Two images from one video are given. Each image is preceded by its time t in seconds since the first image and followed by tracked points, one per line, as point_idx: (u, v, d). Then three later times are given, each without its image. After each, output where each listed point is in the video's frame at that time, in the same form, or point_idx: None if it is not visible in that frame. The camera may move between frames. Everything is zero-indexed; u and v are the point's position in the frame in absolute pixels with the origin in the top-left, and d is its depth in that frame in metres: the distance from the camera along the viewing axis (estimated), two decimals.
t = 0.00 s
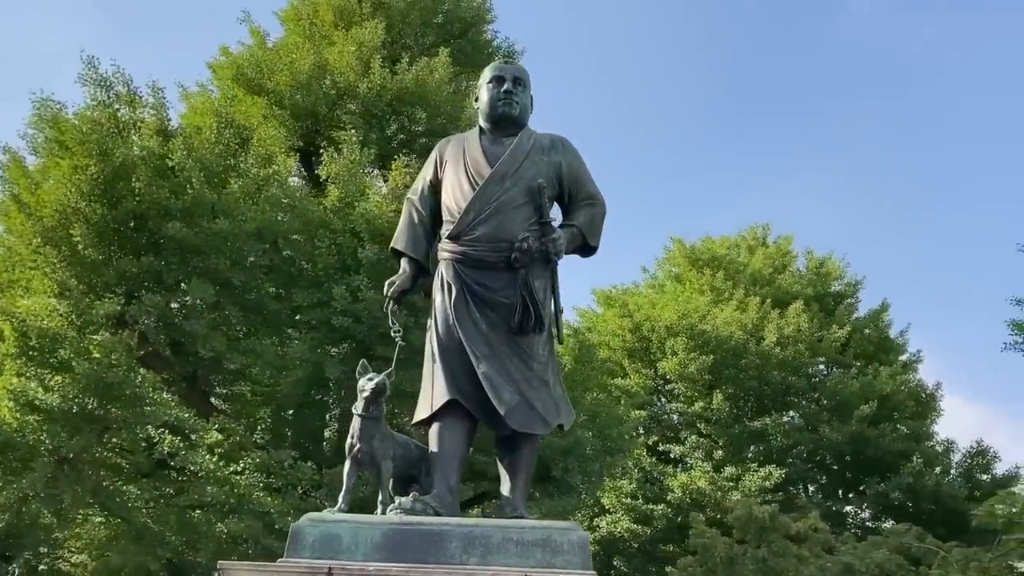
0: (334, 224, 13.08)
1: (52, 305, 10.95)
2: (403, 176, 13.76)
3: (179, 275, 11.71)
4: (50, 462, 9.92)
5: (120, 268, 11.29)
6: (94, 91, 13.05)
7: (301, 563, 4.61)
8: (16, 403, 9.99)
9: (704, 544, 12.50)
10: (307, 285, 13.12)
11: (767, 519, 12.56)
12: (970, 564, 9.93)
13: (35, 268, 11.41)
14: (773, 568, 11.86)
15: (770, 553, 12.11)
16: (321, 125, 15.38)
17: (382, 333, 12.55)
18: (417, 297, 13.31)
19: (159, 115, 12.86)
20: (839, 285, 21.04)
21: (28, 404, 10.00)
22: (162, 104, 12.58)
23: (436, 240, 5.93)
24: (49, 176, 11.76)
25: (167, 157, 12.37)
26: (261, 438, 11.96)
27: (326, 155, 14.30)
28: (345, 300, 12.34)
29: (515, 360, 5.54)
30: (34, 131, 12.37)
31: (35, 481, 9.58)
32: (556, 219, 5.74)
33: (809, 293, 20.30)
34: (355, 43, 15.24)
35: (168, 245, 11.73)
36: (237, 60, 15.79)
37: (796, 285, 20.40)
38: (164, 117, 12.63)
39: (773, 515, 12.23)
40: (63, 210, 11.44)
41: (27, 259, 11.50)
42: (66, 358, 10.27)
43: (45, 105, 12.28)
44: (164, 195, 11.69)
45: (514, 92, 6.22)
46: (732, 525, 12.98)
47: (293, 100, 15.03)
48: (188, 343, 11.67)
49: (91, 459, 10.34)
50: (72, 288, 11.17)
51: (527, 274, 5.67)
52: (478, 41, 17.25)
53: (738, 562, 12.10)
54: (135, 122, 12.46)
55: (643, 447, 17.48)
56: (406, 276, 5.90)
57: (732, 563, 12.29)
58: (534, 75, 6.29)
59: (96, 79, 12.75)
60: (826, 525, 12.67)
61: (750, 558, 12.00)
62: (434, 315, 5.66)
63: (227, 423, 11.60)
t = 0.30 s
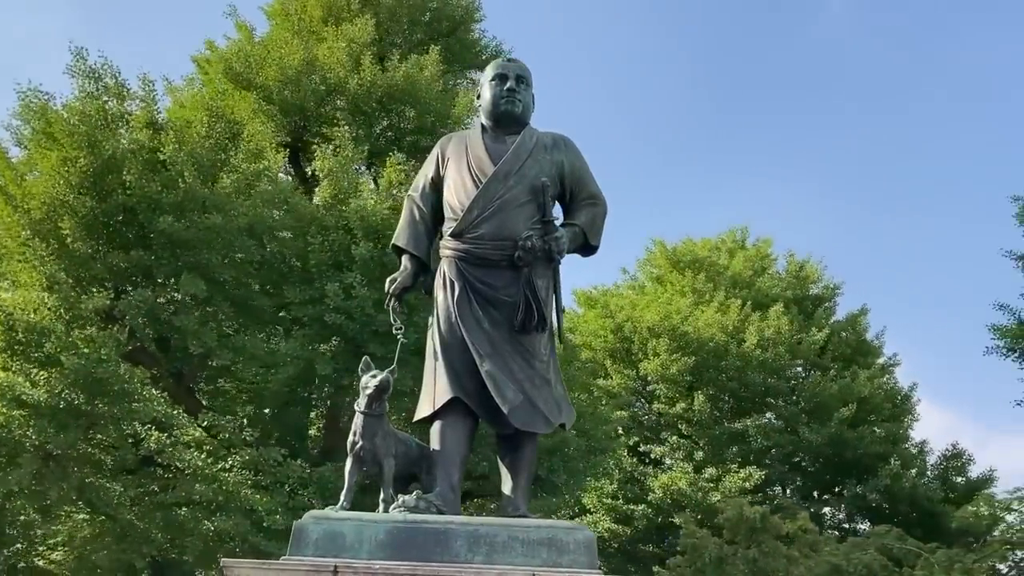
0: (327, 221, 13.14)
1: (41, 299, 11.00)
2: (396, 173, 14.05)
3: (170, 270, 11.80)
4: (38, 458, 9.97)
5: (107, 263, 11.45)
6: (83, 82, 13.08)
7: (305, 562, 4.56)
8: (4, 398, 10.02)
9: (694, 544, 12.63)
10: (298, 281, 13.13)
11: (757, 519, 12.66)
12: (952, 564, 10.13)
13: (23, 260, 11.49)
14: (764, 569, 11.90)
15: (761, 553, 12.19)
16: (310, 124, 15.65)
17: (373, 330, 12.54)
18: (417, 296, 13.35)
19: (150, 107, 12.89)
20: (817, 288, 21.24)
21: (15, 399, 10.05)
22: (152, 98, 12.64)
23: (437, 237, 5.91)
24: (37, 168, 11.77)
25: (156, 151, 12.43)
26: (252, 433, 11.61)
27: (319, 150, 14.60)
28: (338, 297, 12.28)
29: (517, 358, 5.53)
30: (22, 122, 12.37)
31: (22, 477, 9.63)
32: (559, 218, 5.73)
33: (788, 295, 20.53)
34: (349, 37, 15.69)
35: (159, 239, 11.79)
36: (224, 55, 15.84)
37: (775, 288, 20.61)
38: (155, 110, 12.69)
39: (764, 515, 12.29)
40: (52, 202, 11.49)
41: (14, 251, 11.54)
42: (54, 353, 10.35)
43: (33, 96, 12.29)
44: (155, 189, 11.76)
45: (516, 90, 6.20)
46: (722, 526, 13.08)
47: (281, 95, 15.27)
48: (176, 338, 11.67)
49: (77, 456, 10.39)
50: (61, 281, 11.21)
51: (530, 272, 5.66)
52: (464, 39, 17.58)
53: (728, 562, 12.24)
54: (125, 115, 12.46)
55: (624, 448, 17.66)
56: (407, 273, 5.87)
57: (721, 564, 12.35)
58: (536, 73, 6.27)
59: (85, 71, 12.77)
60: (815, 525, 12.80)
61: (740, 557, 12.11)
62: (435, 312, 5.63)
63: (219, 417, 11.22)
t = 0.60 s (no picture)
0: (320, 218, 13.16)
1: (29, 293, 10.97)
2: (390, 171, 14.19)
3: (161, 266, 11.72)
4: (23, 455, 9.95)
5: (96, 258, 11.36)
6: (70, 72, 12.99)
7: (312, 562, 4.53)
8: None
9: (685, 547, 12.80)
10: (289, 276, 13.16)
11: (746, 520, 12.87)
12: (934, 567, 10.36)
13: (10, 252, 11.45)
14: (753, 570, 12.16)
15: (751, 555, 12.42)
16: (298, 120, 15.67)
17: (366, 328, 12.54)
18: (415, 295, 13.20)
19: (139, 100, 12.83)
20: (794, 291, 21.44)
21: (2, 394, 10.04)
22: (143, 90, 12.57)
23: (440, 236, 5.89)
24: (25, 160, 11.67)
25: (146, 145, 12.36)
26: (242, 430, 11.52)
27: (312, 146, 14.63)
28: (331, 295, 12.29)
29: (521, 359, 5.52)
30: (9, 112, 12.26)
31: (9, 472, 9.62)
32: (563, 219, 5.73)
33: (767, 298, 20.70)
34: (339, 34, 15.76)
35: (149, 233, 11.66)
36: (211, 50, 15.82)
37: (754, 291, 20.75)
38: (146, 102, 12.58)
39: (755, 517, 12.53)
40: (40, 195, 11.40)
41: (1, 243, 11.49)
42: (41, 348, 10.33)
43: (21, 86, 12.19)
44: (147, 182, 11.64)
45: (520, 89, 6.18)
46: (712, 527, 13.27)
47: (269, 90, 15.33)
48: (165, 333, 11.58)
49: (62, 452, 10.41)
50: (50, 274, 11.12)
51: (533, 273, 5.65)
52: (451, 39, 17.73)
53: (719, 564, 12.40)
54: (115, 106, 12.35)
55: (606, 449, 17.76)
56: (409, 272, 5.84)
57: (711, 565, 12.51)
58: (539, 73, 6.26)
59: (73, 62, 12.68)
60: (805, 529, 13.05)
61: (731, 559, 12.28)
62: (438, 311, 5.61)
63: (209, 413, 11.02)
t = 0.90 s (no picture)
0: (316, 217, 13.34)
1: (16, 286, 10.84)
2: (387, 169, 14.09)
3: (151, 261, 11.62)
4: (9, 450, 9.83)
5: (86, 252, 11.20)
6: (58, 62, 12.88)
7: (318, 562, 4.51)
8: None
9: (675, 549, 13.13)
10: (280, 271, 13.38)
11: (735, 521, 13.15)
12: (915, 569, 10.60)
13: None
14: (743, 570, 12.63)
15: (741, 556, 12.83)
16: (286, 115, 15.82)
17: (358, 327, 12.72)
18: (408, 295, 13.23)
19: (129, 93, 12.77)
20: (771, 293, 21.66)
21: None
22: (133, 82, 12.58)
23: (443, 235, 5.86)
24: (13, 152, 11.56)
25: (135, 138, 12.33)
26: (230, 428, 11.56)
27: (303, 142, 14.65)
28: (325, 293, 12.46)
29: (524, 359, 5.52)
30: None
31: None
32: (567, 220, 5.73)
33: (746, 302, 20.87)
34: (329, 31, 15.79)
35: (139, 228, 11.47)
36: (199, 45, 15.78)
37: (733, 294, 20.91)
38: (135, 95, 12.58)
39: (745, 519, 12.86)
40: (29, 186, 11.29)
41: None
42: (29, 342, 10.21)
43: (9, 77, 12.08)
44: (139, 176, 11.56)
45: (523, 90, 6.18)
46: (701, 527, 13.56)
47: (258, 86, 15.36)
48: (153, 328, 11.40)
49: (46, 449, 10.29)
50: (39, 267, 11.01)
51: (537, 273, 5.64)
52: (439, 38, 17.78)
53: (708, 564, 12.73)
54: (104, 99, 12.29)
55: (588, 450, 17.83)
56: (411, 271, 5.81)
57: (699, 564, 12.86)
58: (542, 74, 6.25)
59: (61, 53, 12.58)
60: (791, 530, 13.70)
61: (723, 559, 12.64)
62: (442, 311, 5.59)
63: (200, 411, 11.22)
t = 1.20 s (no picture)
0: (309, 213, 13.41)
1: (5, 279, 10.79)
2: (381, 167, 14.10)
3: (142, 256, 11.62)
4: None
5: (77, 246, 11.19)
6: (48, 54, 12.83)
7: (323, 562, 4.48)
8: None
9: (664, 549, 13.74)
10: (270, 270, 13.26)
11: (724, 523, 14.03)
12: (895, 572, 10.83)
13: None
14: (731, 571, 13.49)
15: (730, 557, 13.69)
16: (274, 109, 15.83)
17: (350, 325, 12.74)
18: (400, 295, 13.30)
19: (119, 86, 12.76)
20: (748, 295, 21.84)
21: None
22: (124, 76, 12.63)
23: (444, 235, 5.85)
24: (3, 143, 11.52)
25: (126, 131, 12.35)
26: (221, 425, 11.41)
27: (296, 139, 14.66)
28: (318, 290, 12.42)
29: (526, 361, 5.52)
30: None
31: None
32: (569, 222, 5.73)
33: (726, 304, 21.03)
34: (319, 28, 15.81)
35: (130, 223, 11.47)
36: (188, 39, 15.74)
37: (713, 296, 21.09)
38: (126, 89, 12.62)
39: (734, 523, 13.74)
40: (20, 179, 11.28)
41: None
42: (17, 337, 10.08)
43: None
44: (132, 170, 11.57)
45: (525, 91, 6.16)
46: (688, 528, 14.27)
47: (249, 81, 15.47)
48: (140, 324, 11.46)
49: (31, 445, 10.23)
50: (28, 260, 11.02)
51: (539, 274, 5.65)
52: (428, 36, 17.81)
53: (698, 565, 13.46)
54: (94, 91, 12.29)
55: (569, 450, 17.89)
56: (412, 270, 5.80)
57: (687, 564, 13.53)
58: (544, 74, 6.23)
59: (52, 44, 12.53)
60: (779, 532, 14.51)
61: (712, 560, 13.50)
62: (444, 311, 5.57)
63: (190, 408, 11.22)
